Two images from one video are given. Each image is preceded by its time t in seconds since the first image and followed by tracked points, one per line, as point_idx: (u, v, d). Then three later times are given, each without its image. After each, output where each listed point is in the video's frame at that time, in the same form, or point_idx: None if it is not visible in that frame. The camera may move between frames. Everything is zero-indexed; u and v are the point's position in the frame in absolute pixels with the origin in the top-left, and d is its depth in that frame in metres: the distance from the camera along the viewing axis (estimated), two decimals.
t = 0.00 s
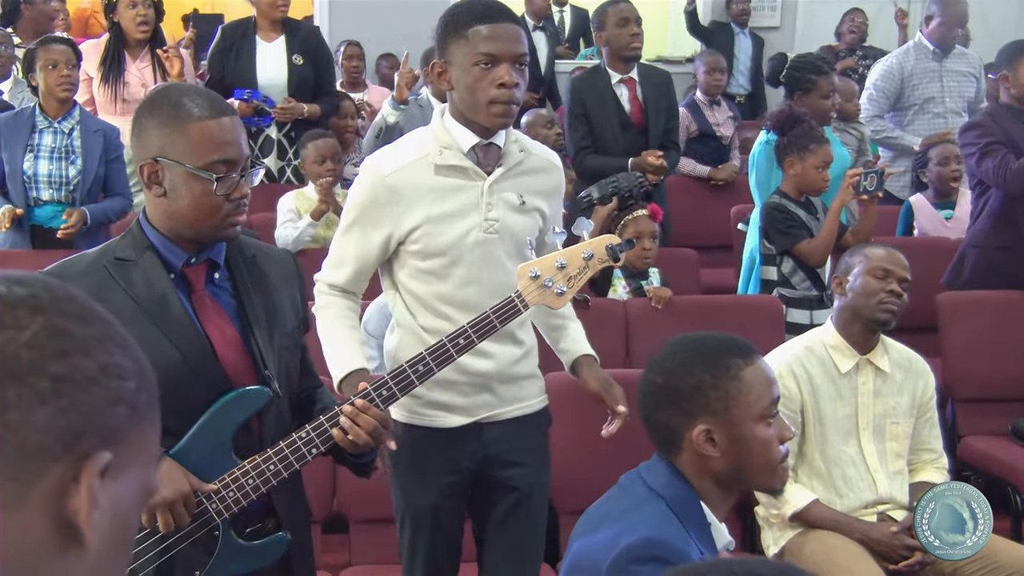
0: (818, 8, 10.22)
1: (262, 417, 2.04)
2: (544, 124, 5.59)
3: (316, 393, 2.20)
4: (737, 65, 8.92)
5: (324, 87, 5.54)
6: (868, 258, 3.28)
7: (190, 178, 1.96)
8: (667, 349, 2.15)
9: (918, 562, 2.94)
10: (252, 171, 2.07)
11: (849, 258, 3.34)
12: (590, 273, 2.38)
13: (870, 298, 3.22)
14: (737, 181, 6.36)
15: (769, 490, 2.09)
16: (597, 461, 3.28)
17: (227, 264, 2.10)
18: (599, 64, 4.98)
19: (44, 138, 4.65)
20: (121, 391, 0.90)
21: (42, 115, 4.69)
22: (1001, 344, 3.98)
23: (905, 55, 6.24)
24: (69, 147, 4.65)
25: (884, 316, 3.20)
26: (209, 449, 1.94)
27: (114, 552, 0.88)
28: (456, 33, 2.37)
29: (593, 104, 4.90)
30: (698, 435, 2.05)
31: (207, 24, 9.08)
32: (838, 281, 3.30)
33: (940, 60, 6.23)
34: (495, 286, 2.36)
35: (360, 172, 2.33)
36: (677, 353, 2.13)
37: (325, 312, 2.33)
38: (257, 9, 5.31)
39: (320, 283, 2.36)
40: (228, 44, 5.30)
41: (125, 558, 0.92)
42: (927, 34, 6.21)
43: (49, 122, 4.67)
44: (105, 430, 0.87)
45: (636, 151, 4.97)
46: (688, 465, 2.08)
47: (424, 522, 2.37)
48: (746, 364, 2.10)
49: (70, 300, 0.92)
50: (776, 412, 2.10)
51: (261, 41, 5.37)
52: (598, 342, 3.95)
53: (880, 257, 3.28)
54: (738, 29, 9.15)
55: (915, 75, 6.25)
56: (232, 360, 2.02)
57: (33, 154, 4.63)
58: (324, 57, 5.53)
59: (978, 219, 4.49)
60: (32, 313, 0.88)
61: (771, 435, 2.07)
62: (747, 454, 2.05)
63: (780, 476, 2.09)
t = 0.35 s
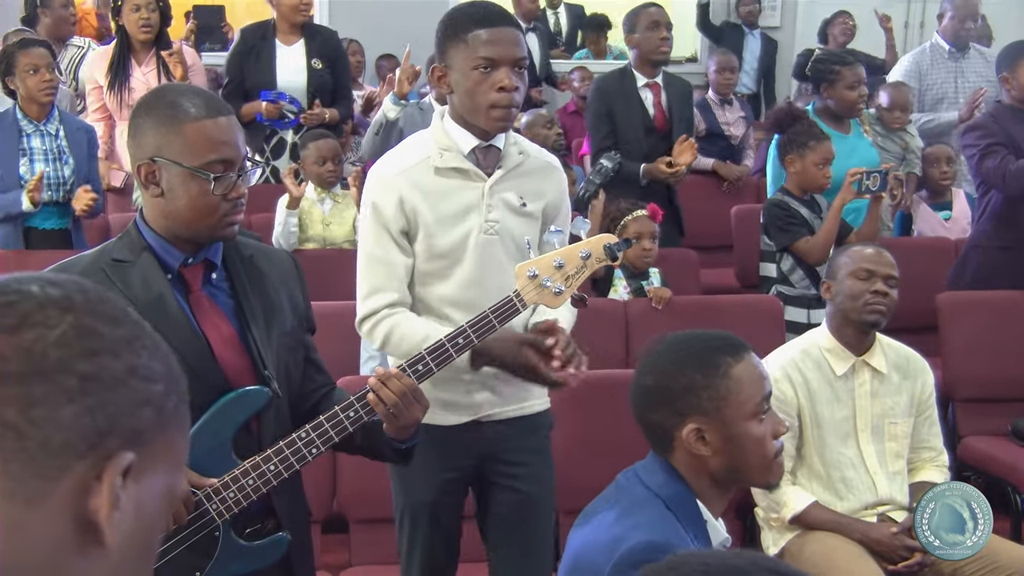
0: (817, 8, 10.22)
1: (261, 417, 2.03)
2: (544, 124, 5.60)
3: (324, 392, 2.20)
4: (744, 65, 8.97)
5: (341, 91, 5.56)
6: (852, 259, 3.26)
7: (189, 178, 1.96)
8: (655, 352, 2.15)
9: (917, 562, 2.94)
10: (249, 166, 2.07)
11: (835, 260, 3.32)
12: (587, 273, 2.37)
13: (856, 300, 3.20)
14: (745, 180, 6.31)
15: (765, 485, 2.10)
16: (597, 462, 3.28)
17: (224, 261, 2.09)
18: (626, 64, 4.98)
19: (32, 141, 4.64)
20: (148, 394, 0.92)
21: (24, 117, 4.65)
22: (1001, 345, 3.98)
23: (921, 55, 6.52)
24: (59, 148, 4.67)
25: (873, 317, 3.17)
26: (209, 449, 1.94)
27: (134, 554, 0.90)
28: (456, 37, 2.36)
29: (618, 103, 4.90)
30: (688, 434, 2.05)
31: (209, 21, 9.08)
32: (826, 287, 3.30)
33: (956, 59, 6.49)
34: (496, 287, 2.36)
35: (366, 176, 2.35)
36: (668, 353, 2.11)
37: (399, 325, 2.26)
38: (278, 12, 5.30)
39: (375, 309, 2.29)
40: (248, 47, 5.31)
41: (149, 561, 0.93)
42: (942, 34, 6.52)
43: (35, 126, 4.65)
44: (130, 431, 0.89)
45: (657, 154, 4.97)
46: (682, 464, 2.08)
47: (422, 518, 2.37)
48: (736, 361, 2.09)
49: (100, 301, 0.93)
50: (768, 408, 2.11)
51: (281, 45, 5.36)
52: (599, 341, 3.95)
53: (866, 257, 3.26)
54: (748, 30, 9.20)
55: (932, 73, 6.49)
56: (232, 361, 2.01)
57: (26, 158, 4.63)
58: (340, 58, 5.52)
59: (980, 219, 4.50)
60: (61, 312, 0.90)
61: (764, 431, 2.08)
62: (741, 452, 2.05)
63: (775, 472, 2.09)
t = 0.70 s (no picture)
0: (817, 8, 10.22)
1: (262, 418, 2.03)
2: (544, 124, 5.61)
3: (324, 388, 2.20)
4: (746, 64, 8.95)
5: (348, 93, 5.57)
6: (845, 259, 3.28)
7: (200, 177, 1.97)
8: (659, 350, 2.15)
9: (917, 562, 2.94)
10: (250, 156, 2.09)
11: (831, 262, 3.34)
12: (588, 271, 2.37)
13: (848, 302, 3.22)
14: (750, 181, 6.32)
15: (759, 491, 2.09)
16: (597, 461, 3.28)
17: (224, 262, 2.09)
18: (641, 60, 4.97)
19: (30, 141, 4.64)
20: (175, 399, 0.95)
21: (17, 117, 4.63)
22: (1000, 344, 3.98)
23: (930, 53, 6.48)
24: (58, 145, 4.71)
25: (866, 318, 3.18)
26: (209, 449, 1.94)
27: (155, 554, 0.95)
28: (473, 40, 2.37)
29: (630, 95, 4.89)
30: (689, 436, 2.05)
31: (213, 18, 9.08)
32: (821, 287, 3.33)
33: (965, 58, 6.48)
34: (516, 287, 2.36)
35: (389, 177, 2.36)
36: (671, 354, 2.12)
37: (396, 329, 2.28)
38: (291, 11, 5.27)
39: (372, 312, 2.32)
40: (259, 44, 5.28)
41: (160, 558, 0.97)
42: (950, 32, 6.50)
43: (29, 125, 4.64)
44: (160, 437, 0.93)
45: (666, 153, 5.00)
46: (681, 466, 2.08)
47: (448, 525, 2.36)
48: (741, 366, 2.09)
49: (129, 306, 0.95)
50: (769, 415, 2.10)
51: (291, 44, 5.37)
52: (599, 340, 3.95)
53: (859, 257, 3.28)
54: (752, 29, 9.17)
55: (940, 72, 6.48)
56: (233, 360, 2.01)
57: (27, 159, 4.63)
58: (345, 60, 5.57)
59: (979, 217, 4.50)
60: (101, 318, 0.91)
61: (764, 437, 2.07)
62: (740, 456, 2.05)
63: (770, 480, 2.09)
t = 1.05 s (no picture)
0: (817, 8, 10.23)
1: (265, 416, 2.03)
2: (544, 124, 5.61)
3: (322, 387, 2.21)
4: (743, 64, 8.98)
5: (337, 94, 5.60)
6: (850, 260, 3.27)
7: (202, 172, 1.97)
8: (654, 346, 2.14)
9: (917, 562, 2.94)
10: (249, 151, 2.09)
11: (835, 262, 3.34)
12: (587, 271, 2.35)
13: (854, 301, 3.21)
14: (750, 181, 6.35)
15: (756, 485, 2.07)
16: (597, 462, 3.27)
17: (226, 262, 2.09)
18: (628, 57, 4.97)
19: (35, 140, 4.63)
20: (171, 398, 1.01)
21: (23, 116, 4.64)
22: (1000, 345, 3.98)
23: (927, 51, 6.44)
24: (63, 143, 4.69)
25: (870, 318, 3.18)
26: (212, 449, 1.93)
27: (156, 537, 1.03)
28: (477, 39, 2.37)
29: (619, 92, 4.89)
30: (682, 431, 2.06)
31: (213, 18, 9.07)
32: (825, 286, 3.32)
33: (959, 57, 6.48)
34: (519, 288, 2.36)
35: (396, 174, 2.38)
36: (661, 350, 2.12)
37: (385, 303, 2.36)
38: (283, 9, 5.29)
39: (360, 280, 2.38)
40: (251, 39, 5.25)
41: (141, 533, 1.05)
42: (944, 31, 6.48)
43: (35, 123, 4.65)
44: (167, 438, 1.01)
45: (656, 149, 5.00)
46: (676, 461, 2.08)
47: (446, 526, 2.38)
48: (734, 360, 2.08)
49: (144, 318, 0.98)
50: (764, 408, 2.08)
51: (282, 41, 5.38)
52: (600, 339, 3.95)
53: (864, 257, 3.27)
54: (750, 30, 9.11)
55: (936, 69, 6.45)
56: (235, 359, 2.00)
57: (32, 158, 4.63)
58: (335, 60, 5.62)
59: (975, 216, 4.49)
60: (131, 334, 0.95)
61: (758, 431, 2.05)
62: (732, 448, 2.04)
63: (767, 473, 2.07)
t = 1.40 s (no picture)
0: (817, 9, 10.23)
1: (263, 416, 2.03)
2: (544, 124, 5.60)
3: (321, 386, 2.20)
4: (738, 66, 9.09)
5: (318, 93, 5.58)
6: (863, 260, 3.25)
7: (200, 172, 1.97)
8: (659, 351, 2.15)
9: (917, 562, 2.94)
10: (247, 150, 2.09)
11: (844, 261, 3.32)
12: (585, 268, 2.34)
13: (866, 300, 3.20)
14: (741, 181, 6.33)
15: (766, 489, 2.07)
16: (596, 462, 3.26)
17: (223, 261, 2.10)
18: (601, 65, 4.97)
19: (44, 142, 4.66)
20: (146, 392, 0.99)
21: (39, 118, 4.67)
22: (999, 345, 3.98)
23: (905, 51, 6.52)
24: (70, 148, 4.66)
25: (881, 319, 3.17)
26: (211, 448, 1.93)
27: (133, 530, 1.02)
28: (480, 41, 2.38)
29: (594, 103, 4.87)
30: (689, 434, 2.06)
31: (212, 19, 9.07)
32: (836, 283, 3.29)
33: (937, 56, 6.57)
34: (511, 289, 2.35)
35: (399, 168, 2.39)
36: (669, 353, 2.12)
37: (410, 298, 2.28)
38: (262, 11, 5.30)
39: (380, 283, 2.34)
40: (230, 43, 5.26)
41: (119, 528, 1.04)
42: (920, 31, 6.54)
43: (47, 126, 4.67)
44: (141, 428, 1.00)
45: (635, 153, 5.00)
46: (684, 465, 2.08)
47: (439, 525, 2.38)
48: (739, 362, 2.08)
49: (123, 317, 0.96)
50: (771, 410, 2.09)
51: (261, 45, 5.38)
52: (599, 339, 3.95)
53: (876, 257, 3.25)
54: (745, 30, 9.17)
55: (922, 70, 6.53)
56: (233, 358, 2.00)
57: (37, 158, 4.66)
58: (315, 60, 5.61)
59: (970, 216, 4.49)
60: (109, 333, 0.93)
61: (765, 433, 2.06)
62: (741, 453, 2.04)
63: (777, 476, 2.07)
